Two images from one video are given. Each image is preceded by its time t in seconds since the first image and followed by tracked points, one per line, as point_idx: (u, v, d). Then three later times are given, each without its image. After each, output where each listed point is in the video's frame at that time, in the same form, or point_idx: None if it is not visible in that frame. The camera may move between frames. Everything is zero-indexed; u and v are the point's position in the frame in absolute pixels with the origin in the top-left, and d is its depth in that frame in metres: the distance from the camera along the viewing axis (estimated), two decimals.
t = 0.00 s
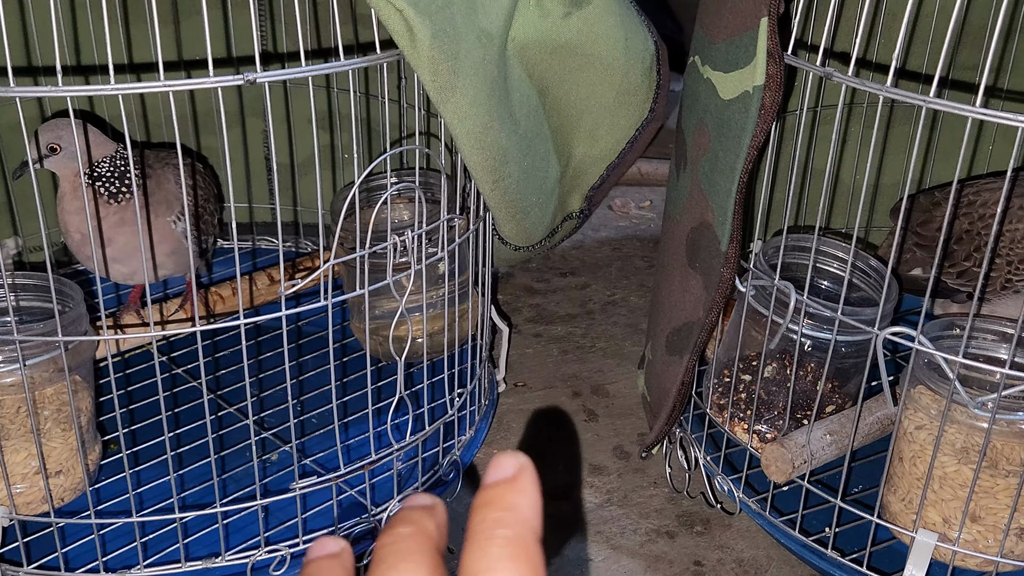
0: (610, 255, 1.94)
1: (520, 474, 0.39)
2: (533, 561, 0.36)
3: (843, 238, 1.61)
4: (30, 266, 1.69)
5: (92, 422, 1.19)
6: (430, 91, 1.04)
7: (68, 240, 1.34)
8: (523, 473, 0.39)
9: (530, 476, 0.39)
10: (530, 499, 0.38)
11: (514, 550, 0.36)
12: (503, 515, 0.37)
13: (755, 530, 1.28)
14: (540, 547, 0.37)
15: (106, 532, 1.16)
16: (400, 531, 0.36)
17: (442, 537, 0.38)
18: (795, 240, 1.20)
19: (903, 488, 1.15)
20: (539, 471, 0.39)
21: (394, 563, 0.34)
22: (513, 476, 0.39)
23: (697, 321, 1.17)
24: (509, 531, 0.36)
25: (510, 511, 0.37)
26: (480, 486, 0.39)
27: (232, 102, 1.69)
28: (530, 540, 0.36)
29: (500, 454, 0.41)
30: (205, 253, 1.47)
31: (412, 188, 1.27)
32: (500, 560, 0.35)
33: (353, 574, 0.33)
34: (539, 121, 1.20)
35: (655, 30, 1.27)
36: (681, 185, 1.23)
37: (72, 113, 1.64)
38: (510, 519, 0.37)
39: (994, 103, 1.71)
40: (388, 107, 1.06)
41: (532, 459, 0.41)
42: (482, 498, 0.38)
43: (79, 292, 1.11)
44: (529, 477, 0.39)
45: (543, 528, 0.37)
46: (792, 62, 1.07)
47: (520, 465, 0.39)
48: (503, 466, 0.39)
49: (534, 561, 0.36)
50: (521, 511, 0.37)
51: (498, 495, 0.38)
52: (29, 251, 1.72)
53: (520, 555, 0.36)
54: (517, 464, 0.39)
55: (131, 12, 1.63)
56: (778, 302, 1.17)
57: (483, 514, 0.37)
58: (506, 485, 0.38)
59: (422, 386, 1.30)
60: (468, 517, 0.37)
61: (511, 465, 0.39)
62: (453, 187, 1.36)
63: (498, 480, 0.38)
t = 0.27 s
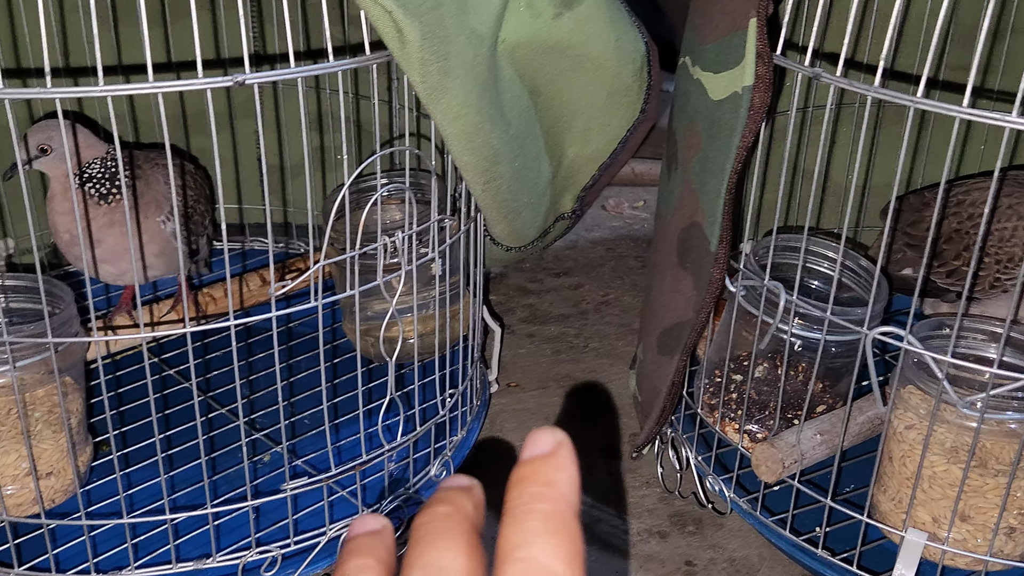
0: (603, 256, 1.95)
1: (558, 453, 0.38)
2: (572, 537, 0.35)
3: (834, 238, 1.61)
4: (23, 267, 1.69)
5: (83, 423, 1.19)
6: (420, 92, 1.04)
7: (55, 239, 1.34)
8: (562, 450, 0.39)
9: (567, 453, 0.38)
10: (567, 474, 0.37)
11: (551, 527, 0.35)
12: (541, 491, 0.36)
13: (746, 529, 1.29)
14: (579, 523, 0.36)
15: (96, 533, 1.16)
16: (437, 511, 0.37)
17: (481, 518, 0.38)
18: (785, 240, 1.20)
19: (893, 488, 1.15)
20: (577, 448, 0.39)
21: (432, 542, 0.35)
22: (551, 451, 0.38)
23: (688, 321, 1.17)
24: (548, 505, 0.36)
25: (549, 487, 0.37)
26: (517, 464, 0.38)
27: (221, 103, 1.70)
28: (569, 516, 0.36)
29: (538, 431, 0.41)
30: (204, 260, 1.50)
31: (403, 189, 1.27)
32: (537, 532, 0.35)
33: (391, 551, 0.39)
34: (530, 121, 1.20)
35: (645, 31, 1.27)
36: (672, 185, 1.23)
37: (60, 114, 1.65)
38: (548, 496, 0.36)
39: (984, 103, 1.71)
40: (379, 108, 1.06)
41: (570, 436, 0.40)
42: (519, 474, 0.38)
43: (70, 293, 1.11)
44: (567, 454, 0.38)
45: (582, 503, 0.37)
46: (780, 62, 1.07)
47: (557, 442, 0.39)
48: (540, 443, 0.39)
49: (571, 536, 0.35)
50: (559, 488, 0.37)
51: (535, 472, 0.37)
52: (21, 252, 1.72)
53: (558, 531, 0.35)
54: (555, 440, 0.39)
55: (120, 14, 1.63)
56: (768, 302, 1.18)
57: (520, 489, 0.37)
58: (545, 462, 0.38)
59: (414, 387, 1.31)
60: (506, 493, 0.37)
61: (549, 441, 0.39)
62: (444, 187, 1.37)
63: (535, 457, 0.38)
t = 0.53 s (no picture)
0: (589, 257, 1.95)
1: (565, 469, 0.43)
2: (576, 542, 0.40)
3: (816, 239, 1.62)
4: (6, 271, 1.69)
5: (62, 427, 1.20)
6: (397, 95, 1.03)
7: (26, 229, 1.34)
8: (570, 462, 0.44)
9: (575, 466, 0.43)
10: (577, 486, 0.42)
11: (559, 535, 0.40)
12: (551, 501, 0.41)
13: (729, 530, 1.29)
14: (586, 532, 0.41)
15: (76, 537, 1.16)
16: (449, 519, 0.41)
17: (491, 525, 0.43)
18: (763, 241, 1.21)
19: (873, 488, 1.15)
20: (585, 463, 0.44)
21: (444, 547, 0.39)
22: (562, 463, 0.43)
23: (667, 322, 1.18)
24: (556, 516, 0.40)
25: (558, 497, 0.41)
26: (531, 475, 0.43)
27: (198, 106, 1.70)
28: (577, 525, 0.40)
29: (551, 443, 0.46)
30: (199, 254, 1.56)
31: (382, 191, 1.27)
32: (546, 537, 0.40)
33: (403, 555, 0.42)
34: (510, 124, 1.20)
35: (625, 33, 1.27)
36: (651, 187, 1.23)
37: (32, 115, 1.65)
38: (556, 505, 0.41)
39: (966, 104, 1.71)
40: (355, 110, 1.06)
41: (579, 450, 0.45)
42: (532, 484, 0.43)
43: (48, 297, 1.10)
44: (574, 467, 0.43)
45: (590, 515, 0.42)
46: (757, 64, 1.07)
47: (567, 455, 0.44)
48: (551, 456, 0.44)
49: (577, 542, 0.40)
50: (566, 498, 0.42)
51: (547, 482, 0.42)
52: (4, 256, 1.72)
53: (565, 540, 0.39)
54: (564, 454, 0.44)
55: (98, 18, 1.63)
56: (747, 303, 1.17)
57: (533, 498, 0.42)
58: (555, 474, 0.43)
59: (395, 390, 1.31)
60: (518, 501, 0.42)
61: (559, 453, 0.44)
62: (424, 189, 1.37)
63: (547, 469, 0.43)
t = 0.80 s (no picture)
0: (585, 257, 1.96)
1: (566, 468, 0.35)
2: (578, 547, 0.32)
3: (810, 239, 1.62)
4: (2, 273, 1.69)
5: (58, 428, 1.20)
6: (392, 96, 1.04)
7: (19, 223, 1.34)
8: (571, 463, 0.35)
9: (577, 467, 0.35)
10: (578, 488, 0.34)
11: (559, 537, 0.32)
12: (548, 501, 0.33)
13: (724, 530, 1.29)
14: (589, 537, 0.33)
15: (72, 538, 1.16)
16: (439, 525, 0.34)
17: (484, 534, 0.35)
18: (757, 241, 1.21)
19: (867, 487, 1.16)
20: (589, 463, 0.36)
21: (433, 553, 0.33)
22: (563, 463, 0.35)
23: (662, 322, 1.18)
24: (556, 517, 0.33)
25: (558, 498, 0.34)
26: (526, 475, 0.35)
27: (193, 107, 1.71)
28: (578, 528, 0.33)
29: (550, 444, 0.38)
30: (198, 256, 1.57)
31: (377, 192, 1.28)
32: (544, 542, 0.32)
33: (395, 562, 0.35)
34: (505, 125, 1.20)
35: (619, 33, 1.28)
36: (646, 187, 1.23)
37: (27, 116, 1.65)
38: (554, 507, 0.33)
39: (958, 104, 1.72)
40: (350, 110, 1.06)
41: (582, 452, 0.37)
42: (528, 484, 0.35)
43: (44, 298, 1.10)
44: (577, 467, 0.35)
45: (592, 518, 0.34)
46: (751, 65, 1.07)
47: (568, 457, 0.36)
48: (552, 456, 0.36)
49: (577, 547, 0.32)
50: (566, 503, 0.33)
51: (544, 485, 0.34)
52: None
53: (566, 543, 0.32)
54: (566, 454, 0.36)
55: (92, 20, 1.64)
56: (741, 303, 1.18)
57: (527, 499, 0.34)
58: (553, 474, 0.35)
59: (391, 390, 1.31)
60: (513, 504, 0.34)
61: (560, 452, 0.36)
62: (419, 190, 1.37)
63: (546, 468, 0.35)
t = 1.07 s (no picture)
0: (582, 257, 1.95)
1: (514, 418, 0.35)
2: (525, 500, 0.33)
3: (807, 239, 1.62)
4: None
5: (54, 430, 1.19)
6: (388, 95, 1.03)
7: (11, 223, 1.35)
8: (519, 411, 0.35)
9: (525, 416, 0.35)
10: (525, 437, 0.34)
11: (505, 489, 0.33)
12: (493, 455, 0.34)
13: (722, 530, 1.29)
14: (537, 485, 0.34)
15: (67, 540, 1.16)
16: (386, 486, 0.34)
17: (436, 489, 0.35)
18: (754, 241, 1.21)
19: (864, 487, 1.15)
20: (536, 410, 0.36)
21: (385, 519, 0.33)
22: (509, 415, 0.35)
23: (658, 322, 1.18)
24: (502, 470, 0.34)
25: (503, 449, 0.34)
26: (472, 423, 0.35)
27: (189, 108, 1.70)
28: (524, 480, 0.34)
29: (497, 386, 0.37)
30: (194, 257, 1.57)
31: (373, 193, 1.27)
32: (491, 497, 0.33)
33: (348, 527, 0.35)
34: (501, 124, 1.20)
35: (615, 33, 1.28)
36: (643, 187, 1.23)
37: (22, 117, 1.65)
38: (500, 459, 0.34)
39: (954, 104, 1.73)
40: (346, 110, 1.06)
41: (527, 396, 0.37)
42: (474, 435, 0.35)
43: (39, 299, 1.10)
44: (524, 416, 0.35)
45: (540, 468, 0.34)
46: (748, 64, 1.07)
47: (515, 404, 0.36)
48: (498, 405, 0.36)
49: (524, 500, 0.33)
50: (511, 455, 0.34)
51: (491, 435, 0.34)
52: None
53: (512, 493, 0.33)
54: (513, 402, 0.36)
55: (87, 20, 1.63)
56: (738, 303, 1.18)
57: (473, 453, 0.34)
58: (500, 424, 0.35)
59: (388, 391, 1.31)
60: (459, 456, 0.34)
61: (507, 403, 0.36)
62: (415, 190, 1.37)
63: (492, 418, 0.35)
